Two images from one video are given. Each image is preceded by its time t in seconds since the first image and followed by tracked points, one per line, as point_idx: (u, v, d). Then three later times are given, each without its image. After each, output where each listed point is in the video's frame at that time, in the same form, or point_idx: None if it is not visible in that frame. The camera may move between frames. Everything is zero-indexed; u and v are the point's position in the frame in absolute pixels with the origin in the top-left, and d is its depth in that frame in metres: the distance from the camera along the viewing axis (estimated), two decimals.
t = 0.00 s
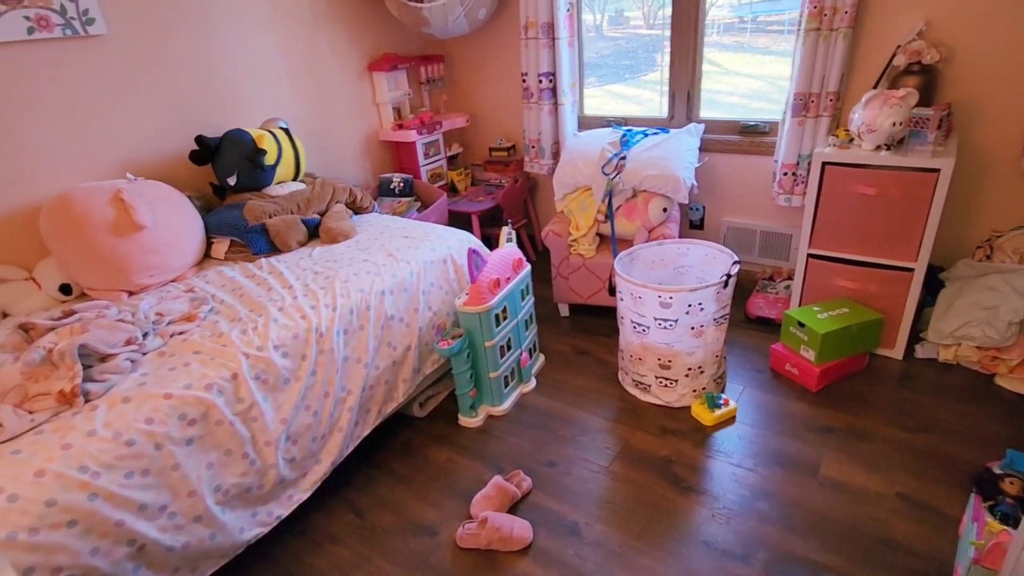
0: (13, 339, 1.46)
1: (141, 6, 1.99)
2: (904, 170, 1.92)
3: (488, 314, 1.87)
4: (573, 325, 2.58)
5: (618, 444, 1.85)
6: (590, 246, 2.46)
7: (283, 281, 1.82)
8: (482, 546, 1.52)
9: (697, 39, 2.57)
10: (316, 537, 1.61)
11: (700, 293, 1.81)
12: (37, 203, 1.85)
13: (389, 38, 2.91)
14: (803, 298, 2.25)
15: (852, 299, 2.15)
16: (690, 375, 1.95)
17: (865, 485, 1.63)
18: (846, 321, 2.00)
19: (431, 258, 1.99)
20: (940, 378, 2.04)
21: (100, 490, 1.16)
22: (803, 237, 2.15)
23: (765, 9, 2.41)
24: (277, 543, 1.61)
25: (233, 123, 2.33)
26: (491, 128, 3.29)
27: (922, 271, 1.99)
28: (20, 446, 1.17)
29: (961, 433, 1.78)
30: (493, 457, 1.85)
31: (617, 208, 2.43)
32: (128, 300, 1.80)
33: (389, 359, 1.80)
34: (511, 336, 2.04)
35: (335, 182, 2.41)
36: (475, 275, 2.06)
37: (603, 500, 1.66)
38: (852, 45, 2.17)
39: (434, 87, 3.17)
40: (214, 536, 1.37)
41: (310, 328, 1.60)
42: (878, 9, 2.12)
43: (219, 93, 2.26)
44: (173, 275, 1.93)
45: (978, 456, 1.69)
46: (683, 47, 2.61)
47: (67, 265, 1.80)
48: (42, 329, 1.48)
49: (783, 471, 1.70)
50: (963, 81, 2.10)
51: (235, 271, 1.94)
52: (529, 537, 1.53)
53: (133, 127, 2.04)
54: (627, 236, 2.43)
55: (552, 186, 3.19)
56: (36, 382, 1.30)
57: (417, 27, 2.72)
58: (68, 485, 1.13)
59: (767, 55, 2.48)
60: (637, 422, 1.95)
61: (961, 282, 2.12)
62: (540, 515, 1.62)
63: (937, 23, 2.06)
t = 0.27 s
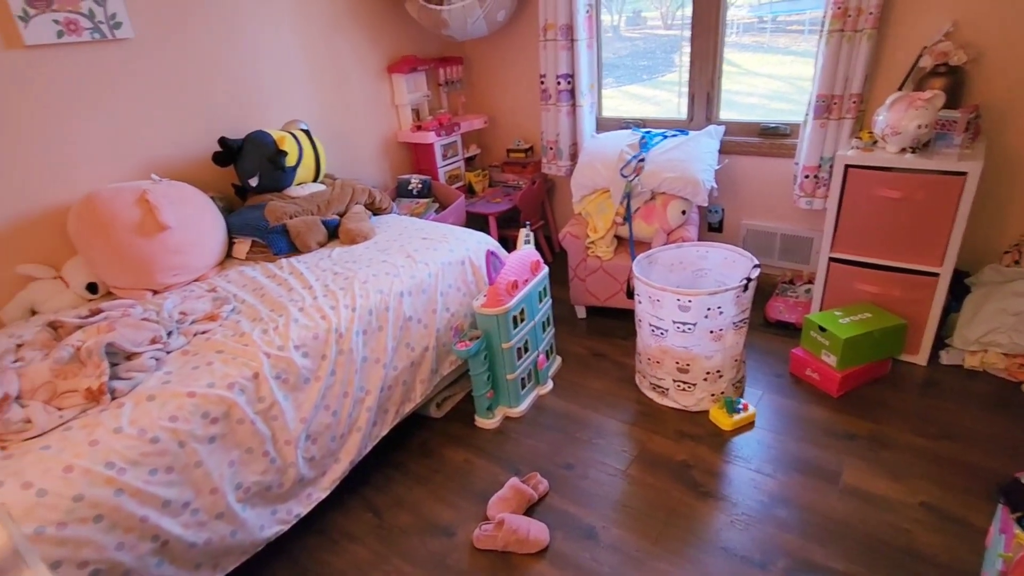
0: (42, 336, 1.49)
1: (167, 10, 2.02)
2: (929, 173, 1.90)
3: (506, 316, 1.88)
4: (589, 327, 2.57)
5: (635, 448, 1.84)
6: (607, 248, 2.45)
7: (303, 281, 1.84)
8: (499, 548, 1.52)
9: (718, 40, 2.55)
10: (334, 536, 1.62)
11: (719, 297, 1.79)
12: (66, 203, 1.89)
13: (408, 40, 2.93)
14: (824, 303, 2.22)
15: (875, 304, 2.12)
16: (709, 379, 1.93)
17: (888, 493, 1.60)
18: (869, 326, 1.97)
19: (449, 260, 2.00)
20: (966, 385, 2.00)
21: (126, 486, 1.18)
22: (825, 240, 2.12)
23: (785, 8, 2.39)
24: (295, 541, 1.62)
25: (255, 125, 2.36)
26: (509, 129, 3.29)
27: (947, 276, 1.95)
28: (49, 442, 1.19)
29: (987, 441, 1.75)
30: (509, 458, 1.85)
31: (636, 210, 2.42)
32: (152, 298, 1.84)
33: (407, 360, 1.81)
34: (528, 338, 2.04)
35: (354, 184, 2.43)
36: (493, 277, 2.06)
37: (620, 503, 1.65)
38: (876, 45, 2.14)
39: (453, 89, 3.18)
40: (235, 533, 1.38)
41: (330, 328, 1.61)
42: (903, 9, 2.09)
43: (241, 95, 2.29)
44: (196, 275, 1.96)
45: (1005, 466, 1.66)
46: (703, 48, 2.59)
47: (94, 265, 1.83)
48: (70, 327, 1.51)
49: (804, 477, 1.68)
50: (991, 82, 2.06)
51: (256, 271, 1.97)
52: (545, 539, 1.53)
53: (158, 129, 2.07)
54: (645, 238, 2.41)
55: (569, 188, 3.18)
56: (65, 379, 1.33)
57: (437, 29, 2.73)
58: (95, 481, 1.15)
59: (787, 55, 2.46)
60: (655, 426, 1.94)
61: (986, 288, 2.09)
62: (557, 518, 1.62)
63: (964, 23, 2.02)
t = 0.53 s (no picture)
0: (75, 332, 1.53)
1: (196, 14, 2.06)
2: (959, 177, 1.86)
3: (526, 318, 1.88)
4: (608, 330, 2.57)
5: (654, 452, 1.83)
6: (628, 251, 2.45)
7: (326, 281, 1.86)
8: (517, 549, 1.53)
9: (741, 42, 2.53)
10: (354, 533, 1.64)
11: (741, 301, 1.78)
12: (98, 202, 1.94)
13: (430, 42, 2.95)
14: (849, 308, 2.19)
15: (901, 310, 2.08)
16: (729, 384, 1.92)
17: (914, 503, 1.58)
18: (894, 333, 1.94)
19: (470, 261, 2.01)
20: (995, 394, 1.95)
21: (154, 479, 1.21)
22: (850, 245, 2.09)
23: (809, 9, 2.36)
24: (316, 537, 1.64)
25: (280, 126, 2.40)
26: (529, 131, 3.30)
27: (977, 283, 1.91)
28: (82, 435, 1.22)
29: (1016, 452, 1.71)
30: (527, 460, 1.85)
31: (656, 213, 2.41)
32: (180, 296, 1.88)
33: (427, 360, 1.82)
34: (548, 340, 2.04)
35: (376, 185, 2.46)
36: (513, 278, 2.07)
37: (639, 507, 1.64)
38: (904, 48, 2.11)
39: (474, 91, 3.20)
40: (258, 528, 1.41)
41: (352, 328, 1.63)
42: (932, 10, 2.05)
43: (267, 97, 2.32)
44: (222, 274, 1.99)
45: None
46: (726, 50, 2.57)
47: (124, 263, 1.88)
48: (101, 324, 1.55)
49: (826, 485, 1.66)
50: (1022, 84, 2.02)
51: (279, 271, 2.00)
52: (564, 541, 1.53)
53: (186, 131, 2.11)
54: (666, 241, 2.40)
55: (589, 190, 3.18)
56: (97, 374, 1.36)
57: (459, 31, 2.75)
58: (125, 474, 1.18)
59: (810, 57, 2.43)
60: (674, 430, 1.92)
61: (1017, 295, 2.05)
62: (575, 520, 1.62)
63: (996, 24, 1.98)
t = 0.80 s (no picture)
0: (103, 328, 1.57)
1: (224, 17, 2.10)
2: (990, 183, 1.82)
3: (544, 320, 1.88)
4: (626, 333, 2.55)
5: (672, 457, 1.82)
6: (647, 254, 2.43)
7: (346, 280, 1.88)
8: (533, 551, 1.52)
9: (765, 45, 2.51)
10: (371, 532, 1.65)
11: (763, 306, 1.76)
12: (126, 201, 1.98)
13: (452, 45, 2.97)
14: (873, 315, 2.15)
15: (928, 318, 2.04)
16: (750, 390, 1.90)
17: (939, 515, 1.54)
18: (921, 340, 1.90)
19: (489, 262, 2.01)
20: None
21: (177, 473, 1.23)
22: (876, 250, 2.06)
23: (834, 11, 2.33)
24: (333, 535, 1.66)
25: (303, 127, 2.43)
26: (549, 134, 3.30)
27: (1008, 291, 1.86)
28: (109, 428, 1.25)
29: None
30: (544, 462, 1.85)
31: (677, 217, 2.39)
32: (204, 294, 1.91)
33: (445, 361, 1.83)
34: (566, 343, 2.03)
35: (396, 186, 2.47)
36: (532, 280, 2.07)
37: (656, 512, 1.63)
38: (933, 51, 2.07)
39: (494, 93, 3.21)
40: (277, 524, 1.42)
41: (371, 327, 1.65)
42: (962, 13, 2.01)
43: (291, 98, 2.35)
44: (244, 272, 2.02)
45: None
46: (749, 52, 2.55)
47: (150, 261, 1.91)
48: (128, 320, 1.58)
49: (848, 494, 1.63)
50: None
51: (301, 270, 2.02)
52: (580, 545, 1.52)
53: (212, 131, 2.15)
54: (686, 245, 2.38)
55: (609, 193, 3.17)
56: (124, 370, 1.39)
57: (480, 34, 2.76)
58: (149, 468, 1.20)
59: (834, 60, 2.40)
60: (693, 435, 1.91)
61: None
62: (591, 524, 1.61)
63: None
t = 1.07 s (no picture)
0: (127, 324, 1.59)
1: (248, 19, 2.13)
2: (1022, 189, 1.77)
3: (561, 323, 1.87)
4: (643, 338, 2.54)
5: (688, 463, 1.80)
6: (665, 258, 2.42)
7: (365, 281, 1.89)
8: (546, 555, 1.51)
9: (789, 48, 2.47)
10: (385, 531, 1.65)
11: (784, 312, 1.73)
12: (151, 199, 2.02)
13: (472, 47, 2.97)
14: (897, 323, 2.11)
15: (954, 326, 1.99)
16: (769, 397, 1.87)
17: (963, 529, 1.51)
18: (946, 350, 1.86)
19: (506, 264, 2.01)
20: None
21: (197, 469, 1.25)
22: (901, 257, 2.02)
23: (858, 14, 2.30)
24: (348, 533, 1.66)
25: (324, 129, 2.45)
26: (568, 136, 3.29)
27: None
28: (131, 423, 1.27)
29: None
30: (559, 466, 1.84)
31: (696, 221, 2.37)
32: (225, 292, 1.93)
33: (461, 362, 1.83)
34: (582, 346, 2.03)
35: (415, 187, 2.49)
36: (549, 283, 2.07)
37: (671, 519, 1.61)
38: (962, 54, 2.03)
39: (514, 95, 3.21)
40: (293, 522, 1.43)
41: (389, 328, 1.65)
42: (992, 16, 1.97)
43: (312, 99, 2.38)
44: (265, 271, 2.05)
45: None
46: (773, 55, 2.52)
47: (173, 259, 1.95)
48: (151, 317, 1.60)
49: (869, 506, 1.60)
50: None
51: (320, 270, 2.04)
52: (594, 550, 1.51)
53: (235, 131, 2.18)
54: (705, 250, 2.36)
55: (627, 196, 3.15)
56: (146, 365, 1.41)
57: (501, 36, 2.76)
58: (170, 463, 1.22)
59: (858, 63, 2.37)
60: (710, 442, 1.88)
61: None
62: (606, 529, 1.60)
63: None
